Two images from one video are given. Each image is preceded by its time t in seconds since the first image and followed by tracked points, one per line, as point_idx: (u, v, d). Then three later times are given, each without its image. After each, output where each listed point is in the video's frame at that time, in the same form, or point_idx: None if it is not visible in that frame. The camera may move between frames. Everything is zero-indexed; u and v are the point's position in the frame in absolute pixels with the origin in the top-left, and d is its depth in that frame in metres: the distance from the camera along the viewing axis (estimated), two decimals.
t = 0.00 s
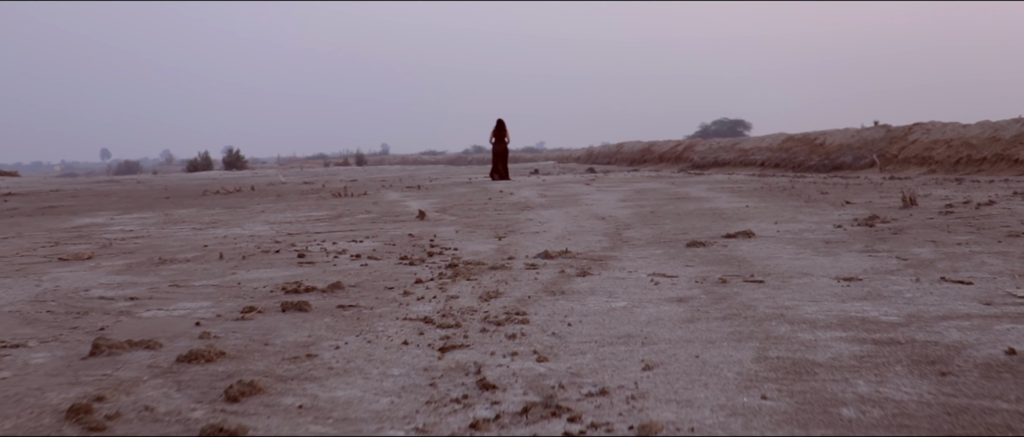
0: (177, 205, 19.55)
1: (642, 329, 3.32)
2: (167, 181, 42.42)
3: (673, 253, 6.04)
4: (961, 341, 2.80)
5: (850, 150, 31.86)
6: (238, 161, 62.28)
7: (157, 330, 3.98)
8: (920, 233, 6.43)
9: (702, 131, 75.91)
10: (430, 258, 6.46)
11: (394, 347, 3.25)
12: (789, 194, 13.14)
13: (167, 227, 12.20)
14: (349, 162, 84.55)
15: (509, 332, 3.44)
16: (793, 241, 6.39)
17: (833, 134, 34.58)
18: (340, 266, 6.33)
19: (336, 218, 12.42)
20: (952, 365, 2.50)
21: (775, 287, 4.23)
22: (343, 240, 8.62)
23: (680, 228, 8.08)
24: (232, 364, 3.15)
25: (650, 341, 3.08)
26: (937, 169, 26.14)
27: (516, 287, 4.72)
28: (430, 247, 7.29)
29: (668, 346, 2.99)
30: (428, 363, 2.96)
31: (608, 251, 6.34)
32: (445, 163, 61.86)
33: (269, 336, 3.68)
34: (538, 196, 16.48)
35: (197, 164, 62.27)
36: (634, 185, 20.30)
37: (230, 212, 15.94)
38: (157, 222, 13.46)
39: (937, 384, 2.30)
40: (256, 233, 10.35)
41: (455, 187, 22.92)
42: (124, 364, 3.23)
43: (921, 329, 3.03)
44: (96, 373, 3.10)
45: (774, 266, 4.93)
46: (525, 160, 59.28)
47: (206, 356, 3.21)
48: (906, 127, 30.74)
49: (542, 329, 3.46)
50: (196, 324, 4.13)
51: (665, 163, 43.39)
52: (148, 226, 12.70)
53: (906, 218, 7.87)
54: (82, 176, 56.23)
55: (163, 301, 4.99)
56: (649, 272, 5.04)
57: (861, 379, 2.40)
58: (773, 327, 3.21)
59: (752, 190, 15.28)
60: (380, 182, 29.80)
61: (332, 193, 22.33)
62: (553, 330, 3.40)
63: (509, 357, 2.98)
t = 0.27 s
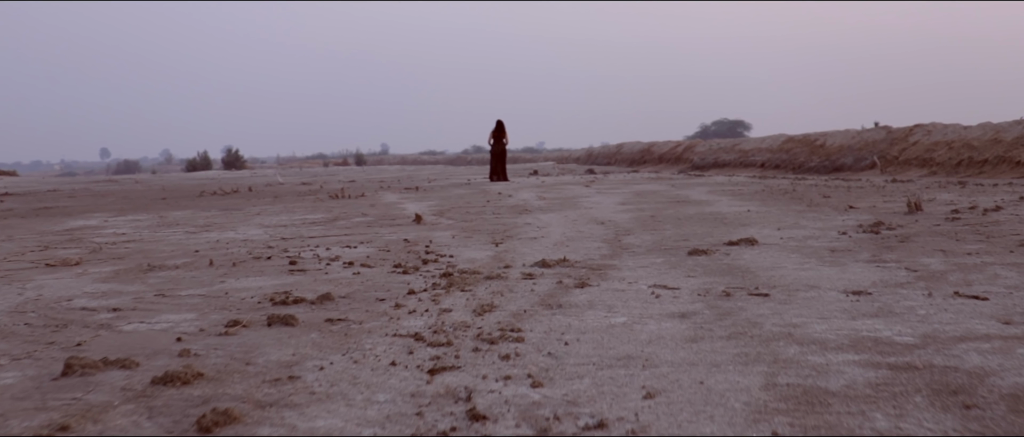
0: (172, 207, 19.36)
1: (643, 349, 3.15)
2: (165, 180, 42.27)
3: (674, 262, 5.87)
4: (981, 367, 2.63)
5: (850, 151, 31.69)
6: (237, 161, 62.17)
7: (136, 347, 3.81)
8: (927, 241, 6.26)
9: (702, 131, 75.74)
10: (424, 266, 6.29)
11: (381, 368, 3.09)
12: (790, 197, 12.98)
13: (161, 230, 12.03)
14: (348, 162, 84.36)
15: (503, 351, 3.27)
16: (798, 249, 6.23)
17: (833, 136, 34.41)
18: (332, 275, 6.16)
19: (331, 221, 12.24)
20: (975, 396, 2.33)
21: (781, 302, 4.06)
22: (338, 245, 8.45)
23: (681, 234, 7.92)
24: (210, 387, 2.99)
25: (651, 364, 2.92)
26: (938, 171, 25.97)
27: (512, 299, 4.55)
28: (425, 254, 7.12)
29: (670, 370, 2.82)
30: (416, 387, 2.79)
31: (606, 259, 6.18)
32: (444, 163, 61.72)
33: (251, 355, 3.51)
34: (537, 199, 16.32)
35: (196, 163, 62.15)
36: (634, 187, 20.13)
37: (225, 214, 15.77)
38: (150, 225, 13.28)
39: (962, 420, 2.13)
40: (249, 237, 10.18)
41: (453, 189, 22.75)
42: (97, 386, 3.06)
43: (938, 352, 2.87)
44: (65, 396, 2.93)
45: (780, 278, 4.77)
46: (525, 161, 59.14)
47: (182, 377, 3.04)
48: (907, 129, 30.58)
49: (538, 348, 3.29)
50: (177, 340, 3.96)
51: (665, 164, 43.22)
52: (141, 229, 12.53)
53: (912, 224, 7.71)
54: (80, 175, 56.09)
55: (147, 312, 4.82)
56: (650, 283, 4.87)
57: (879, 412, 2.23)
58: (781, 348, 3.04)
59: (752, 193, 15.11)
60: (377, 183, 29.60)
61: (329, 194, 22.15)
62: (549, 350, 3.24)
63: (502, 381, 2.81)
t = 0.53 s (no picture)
0: (166, 209, 19.16)
1: (643, 376, 2.96)
2: (162, 181, 42.06)
3: (675, 272, 5.66)
4: (1011, 402, 2.43)
5: (850, 151, 31.49)
6: (235, 162, 62.00)
7: (107, 369, 3.60)
8: (937, 249, 6.06)
9: (701, 131, 75.55)
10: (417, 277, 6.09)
11: (363, 398, 2.89)
12: (792, 200, 12.78)
13: (151, 235, 11.81)
14: (347, 162, 84.12)
15: (493, 377, 3.07)
16: (803, 259, 6.03)
17: (833, 136, 34.21)
18: (321, 286, 5.95)
19: (325, 226, 12.03)
20: None
21: (788, 319, 3.86)
22: (329, 252, 8.24)
23: (681, 241, 7.71)
24: (179, 419, 2.78)
25: (652, 394, 2.71)
26: (939, 171, 25.78)
27: (506, 315, 4.35)
28: (419, 263, 6.92)
29: (672, 402, 2.62)
30: (398, 421, 2.59)
31: (605, 268, 5.97)
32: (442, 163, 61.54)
33: (227, 380, 3.31)
34: (535, 201, 16.12)
35: (194, 164, 61.99)
36: (633, 189, 19.94)
37: (219, 217, 15.56)
38: (142, 229, 13.06)
39: None
40: (241, 243, 9.97)
41: (451, 190, 22.55)
42: (58, 416, 2.86)
43: (961, 381, 2.66)
44: (22, 429, 2.73)
45: (786, 291, 4.56)
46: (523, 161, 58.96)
47: (150, 408, 2.83)
48: (907, 129, 30.38)
49: (530, 374, 3.09)
50: (152, 361, 3.76)
51: (664, 164, 43.02)
52: (132, 233, 12.32)
53: (919, 230, 7.50)
54: (77, 176, 55.89)
55: (125, 328, 4.61)
56: (650, 297, 4.66)
57: None
58: (791, 376, 2.84)
59: (753, 195, 14.90)
60: (375, 184, 29.39)
61: (326, 196, 21.95)
62: (543, 376, 3.03)
63: (491, 415, 2.61)
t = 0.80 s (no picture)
0: (160, 212, 18.93)
1: (642, 405, 2.75)
2: (159, 182, 41.86)
3: (675, 282, 5.46)
4: None
5: (850, 152, 31.29)
6: (233, 162, 61.83)
7: (75, 392, 3.39)
8: (946, 258, 5.85)
9: (700, 131, 75.35)
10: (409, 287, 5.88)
11: (342, 428, 2.68)
12: (793, 204, 12.57)
13: (142, 240, 11.60)
14: (346, 162, 83.89)
15: (482, 405, 2.87)
16: (808, 268, 5.82)
17: (833, 136, 34.01)
18: (308, 297, 5.75)
19: (319, 230, 11.82)
20: None
21: (796, 338, 3.65)
22: (321, 259, 8.03)
23: (682, 247, 7.51)
24: None
25: (652, 427, 2.51)
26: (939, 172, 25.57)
27: (498, 331, 4.14)
28: (412, 271, 6.71)
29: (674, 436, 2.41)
30: None
31: (603, 278, 5.77)
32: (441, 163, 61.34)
33: (200, 405, 3.10)
34: (533, 204, 15.93)
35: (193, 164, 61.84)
36: (632, 190, 19.73)
37: (213, 220, 15.35)
38: (133, 233, 12.85)
39: None
40: (232, 248, 9.76)
41: (448, 192, 22.34)
42: None
43: (987, 414, 2.46)
44: None
45: (792, 306, 4.36)
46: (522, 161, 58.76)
47: None
48: (908, 129, 30.18)
49: (522, 400, 2.89)
50: (123, 382, 3.55)
51: (663, 164, 42.82)
52: (123, 238, 12.11)
53: (925, 236, 7.30)
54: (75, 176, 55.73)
55: (100, 344, 4.41)
56: (649, 311, 4.46)
57: None
58: (802, 405, 2.63)
59: (753, 198, 14.69)
60: (372, 186, 29.18)
61: (322, 198, 21.76)
62: (536, 404, 2.83)
63: None
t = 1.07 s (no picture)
0: (155, 215, 18.73)
1: (641, 431, 2.57)
2: (157, 183, 41.69)
3: (676, 291, 5.27)
4: None
5: (851, 153, 31.09)
6: (233, 163, 61.77)
7: (42, 413, 3.21)
8: (955, 266, 5.67)
9: (700, 132, 75.17)
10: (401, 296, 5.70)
11: None
12: (795, 207, 12.38)
13: (133, 244, 11.40)
14: (345, 163, 83.66)
15: (471, 429, 2.69)
16: (813, 276, 5.64)
17: (833, 137, 33.81)
18: (297, 306, 5.57)
19: (314, 233, 11.63)
20: None
21: (803, 354, 3.47)
22: (313, 265, 7.85)
23: (683, 253, 7.32)
24: None
25: None
26: (941, 174, 25.40)
27: (490, 345, 3.96)
28: (404, 279, 6.53)
29: None
30: None
31: (601, 286, 5.58)
32: (439, 164, 61.16)
33: (172, 429, 2.92)
34: (531, 206, 15.74)
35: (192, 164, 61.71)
36: (631, 193, 19.55)
37: (208, 223, 15.15)
38: (125, 237, 12.66)
39: None
40: (223, 253, 9.57)
41: (447, 194, 22.15)
42: None
43: None
44: None
45: (798, 318, 4.17)
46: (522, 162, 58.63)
47: None
48: (908, 130, 30.00)
49: (514, 425, 2.71)
50: (95, 400, 3.36)
51: (662, 165, 42.65)
52: (114, 241, 11.92)
53: (932, 242, 7.11)
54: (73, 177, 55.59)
55: (76, 358, 4.22)
56: (650, 323, 4.28)
57: None
58: (814, 433, 2.45)
59: (754, 201, 14.50)
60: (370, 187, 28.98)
61: (319, 200, 21.56)
62: (528, 429, 2.65)
63: None
